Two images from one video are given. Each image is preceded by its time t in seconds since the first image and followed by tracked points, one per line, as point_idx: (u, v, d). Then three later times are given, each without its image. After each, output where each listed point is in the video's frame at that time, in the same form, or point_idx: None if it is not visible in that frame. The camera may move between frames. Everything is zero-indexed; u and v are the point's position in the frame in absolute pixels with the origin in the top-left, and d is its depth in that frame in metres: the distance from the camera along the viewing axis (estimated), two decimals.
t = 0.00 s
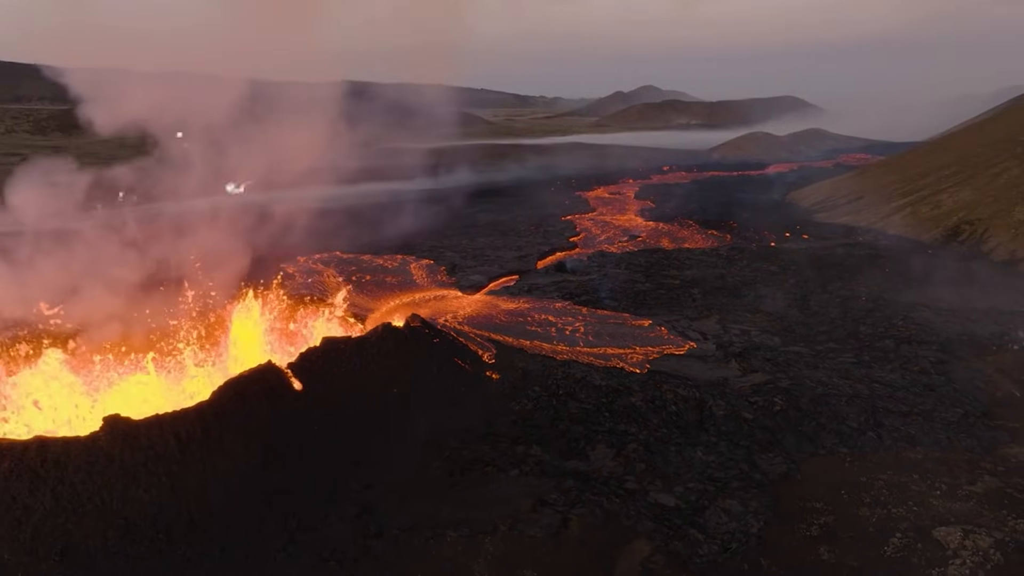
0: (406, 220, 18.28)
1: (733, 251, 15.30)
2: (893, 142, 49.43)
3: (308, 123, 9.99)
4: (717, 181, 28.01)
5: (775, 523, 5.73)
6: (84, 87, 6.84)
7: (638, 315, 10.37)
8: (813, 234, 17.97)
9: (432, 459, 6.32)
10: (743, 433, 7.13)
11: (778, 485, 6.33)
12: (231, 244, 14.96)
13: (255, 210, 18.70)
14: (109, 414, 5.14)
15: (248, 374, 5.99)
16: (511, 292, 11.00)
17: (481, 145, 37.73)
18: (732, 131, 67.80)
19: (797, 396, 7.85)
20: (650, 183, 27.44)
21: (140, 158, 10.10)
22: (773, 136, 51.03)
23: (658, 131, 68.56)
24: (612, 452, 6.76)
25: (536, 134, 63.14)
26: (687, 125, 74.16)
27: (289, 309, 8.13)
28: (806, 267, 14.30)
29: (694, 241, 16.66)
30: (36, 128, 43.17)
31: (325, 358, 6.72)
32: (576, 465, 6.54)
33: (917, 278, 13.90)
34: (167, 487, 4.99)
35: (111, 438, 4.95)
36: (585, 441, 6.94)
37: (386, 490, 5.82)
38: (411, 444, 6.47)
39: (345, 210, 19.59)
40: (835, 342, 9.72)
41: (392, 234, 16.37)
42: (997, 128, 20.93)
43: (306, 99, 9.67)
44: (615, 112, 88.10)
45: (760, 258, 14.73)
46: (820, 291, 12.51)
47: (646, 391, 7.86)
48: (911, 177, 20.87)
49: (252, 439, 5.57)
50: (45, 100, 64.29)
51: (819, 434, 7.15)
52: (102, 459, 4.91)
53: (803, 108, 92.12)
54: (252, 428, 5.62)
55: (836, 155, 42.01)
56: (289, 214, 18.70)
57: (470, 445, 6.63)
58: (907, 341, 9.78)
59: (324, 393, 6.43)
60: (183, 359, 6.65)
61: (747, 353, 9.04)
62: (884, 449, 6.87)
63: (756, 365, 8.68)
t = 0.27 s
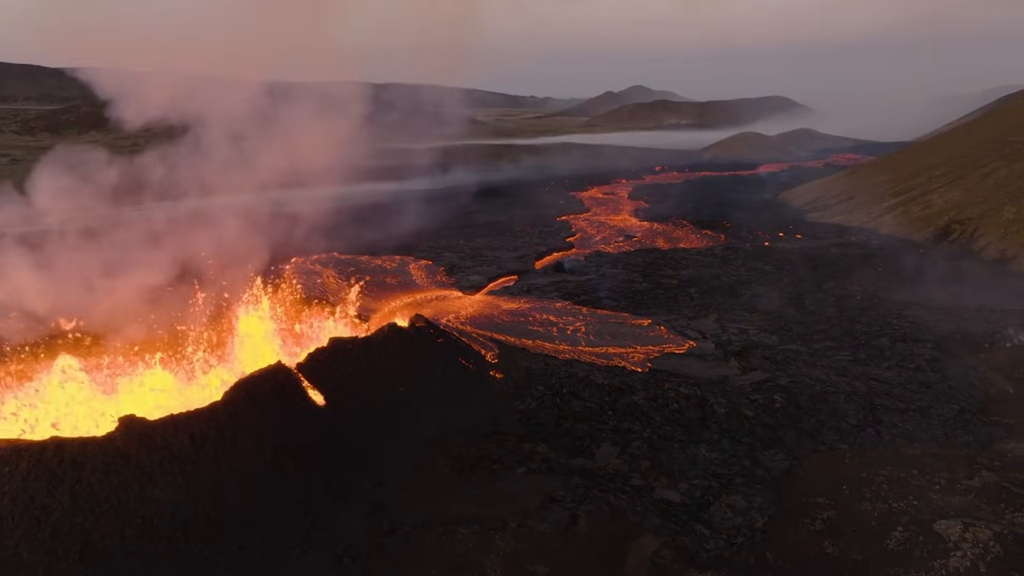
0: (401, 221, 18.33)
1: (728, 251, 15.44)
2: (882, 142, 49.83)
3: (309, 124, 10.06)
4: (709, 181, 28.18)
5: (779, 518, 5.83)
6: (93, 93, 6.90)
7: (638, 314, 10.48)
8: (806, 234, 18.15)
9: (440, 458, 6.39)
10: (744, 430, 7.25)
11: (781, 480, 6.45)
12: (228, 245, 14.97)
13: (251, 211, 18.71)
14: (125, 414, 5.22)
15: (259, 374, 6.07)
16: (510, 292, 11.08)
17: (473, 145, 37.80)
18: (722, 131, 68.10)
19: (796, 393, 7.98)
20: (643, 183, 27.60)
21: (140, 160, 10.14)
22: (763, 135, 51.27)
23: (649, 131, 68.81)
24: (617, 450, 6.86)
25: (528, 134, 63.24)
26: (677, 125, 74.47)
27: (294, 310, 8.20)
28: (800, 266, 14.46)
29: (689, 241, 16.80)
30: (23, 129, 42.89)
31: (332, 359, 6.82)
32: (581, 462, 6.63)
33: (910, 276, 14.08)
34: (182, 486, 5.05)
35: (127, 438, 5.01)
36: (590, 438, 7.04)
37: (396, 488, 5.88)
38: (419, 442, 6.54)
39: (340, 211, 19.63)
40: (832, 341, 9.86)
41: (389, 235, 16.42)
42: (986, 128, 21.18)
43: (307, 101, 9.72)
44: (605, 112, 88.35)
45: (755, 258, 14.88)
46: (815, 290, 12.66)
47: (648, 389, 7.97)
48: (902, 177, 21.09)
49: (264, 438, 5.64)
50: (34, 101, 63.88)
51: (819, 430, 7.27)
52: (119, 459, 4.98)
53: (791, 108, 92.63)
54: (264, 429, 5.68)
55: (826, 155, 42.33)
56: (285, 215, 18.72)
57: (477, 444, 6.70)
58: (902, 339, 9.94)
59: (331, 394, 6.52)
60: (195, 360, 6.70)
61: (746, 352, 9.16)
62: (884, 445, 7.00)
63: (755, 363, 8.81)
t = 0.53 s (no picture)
0: (396, 221, 18.39)
1: (722, 250, 15.61)
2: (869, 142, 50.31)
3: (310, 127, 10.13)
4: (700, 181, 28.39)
5: (783, 512, 5.97)
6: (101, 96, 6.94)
7: (637, 314, 10.60)
8: (798, 233, 18.35)
9: (450, 455, 6.48)
10: (746, 427, 7.39)
11: (784, 475, 6.58)
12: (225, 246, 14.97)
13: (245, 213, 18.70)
14: (143, 417, 5.41)
15: (271, 375, 6.26)
16: (510, 292, 11.19)
17: (464, 145, 37.83)
18: (710, 131, 68.44)
19: (795, 390, 8.13)
20: (635, 183, 27.76)
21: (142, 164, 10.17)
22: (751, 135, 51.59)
23: (638, 131, 69.06)
24: (623, 447, 6.97)
25: (517, 134, 63.33)
26: (666, 125, 74.78)
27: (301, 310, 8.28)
28: (794, 265, 14.64)
29: (683, 240, 16.95)
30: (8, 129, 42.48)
31: (339, 360, 6.98)
32: (589, 459, 6.74)
33: (901, 275, 14.29)
34: (200, 485, 5.16)
35: (146, 438, 5.19)
36: (595, 435, 7.15)
37: (408, 485, 5.96)
38: (429, 440, 6.62)
39: (335, 212, 19.65)
40: (828, 339, 10.02)
41: (385, 236, 16.47)
42: (973, 128, 21.47)
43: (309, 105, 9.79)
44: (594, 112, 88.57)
45: (749, 257, 15.05)
46: (809, 289, 12.84)
47: (650, 386, 8.09)
48: (891, 177, 21.35)
49: (278, 438, 5.76)
50: (19, 102, 63.32)
51: (819, 427, 7.42)
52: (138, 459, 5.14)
53: (778, 108, 93.24)
54: (278, 429, 5.83)
55: (814, 154, 42.69)
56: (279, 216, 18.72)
57: (485, 441, 6.80)
58: (897, 337, 10.12)
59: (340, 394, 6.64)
60: (206, 366, 6.84)
61: (745, 350, 9.30)
62: (883, 440, 7.16)
63: (754, 361, 8.95)
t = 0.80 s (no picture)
0: (393, 222, 18.44)
1: (719, 250, 15.74)
2: (860, 142, 50.62)
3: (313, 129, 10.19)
4: (693, 181, 28.55)
5: (788, 506, 6.09)
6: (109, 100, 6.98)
7: (637, 313, 10.71)
8: (792, 233, 18.52)
9: (459, 452, 6.55)
10: (748, 424, 7.51)
11: (787, 470, 6.70)
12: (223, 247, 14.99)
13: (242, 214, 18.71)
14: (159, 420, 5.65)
15: (282, 375, 6.48)
16: (511, 293, 11.27)
17: (457, 146, 37.87)
18: (702, 131, 68.71)
19: (795, 388, 8.26)
20: (629, 183, 27.89)
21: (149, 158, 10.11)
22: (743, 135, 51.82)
23: (629, 131, 69.24)
24: (628, 444, 7.07)
25: (509, 135, 63.43)
26: (657, 125, 75.03)
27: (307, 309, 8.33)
28: (790, 265, 14.79)
29: (679, 240, 17.07)
30: None
31: (346, 361, 7.17)
32: (595, 456, 6.83)
33: (896, 274, 14.46)
34: (216, 482, 5.30)
35: (162, 438, 5.42)
36: (601, 433, 7.25)
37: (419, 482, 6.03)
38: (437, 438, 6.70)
39: (331, 213, 19.68)
40: (826, 337, 10.16)
41: (383, 237, 16.52)
42: (965, 128, 21.68)
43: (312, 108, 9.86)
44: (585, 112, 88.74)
45: (745, 257, 15.19)
46: (806, 288, 12.98)
47: (653, 385, 8.20)
48: (884, 177, 21.53)
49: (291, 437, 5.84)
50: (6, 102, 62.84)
51: (820, 423, 7.54)
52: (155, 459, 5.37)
53: (768, 108, 93.70)
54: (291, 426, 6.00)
55: (806, 154, 42.96)
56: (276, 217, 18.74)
57: (493, 439, 6.88)
58: (893, 335, 10.26)
59: (349, 393, 6.72)
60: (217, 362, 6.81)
61: (745, 349, 9.43)
62: (883, 437, 7.29)
63: (754, 360, 9.08)
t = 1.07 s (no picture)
0: (389, 222, 18.50)
1: (714, 250, 15.90)
2: (848, 142, 51.09)
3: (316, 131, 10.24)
4: (685, 181, 28.74)
5: (793, 501, 6.22)
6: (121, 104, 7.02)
7: (637, 312, 10.83)
8: (785, 232, 18.71)
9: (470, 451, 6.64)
10: (751, 421, 7.64)
11: (791, 466, 6.83)
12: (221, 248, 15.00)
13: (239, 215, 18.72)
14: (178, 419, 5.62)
15: (296, 373, 6.45)
16: (512, 293, 11.37)
17: (448, 146, 37.92)
18: (691, 131, 69.07)
19: (796, 385, 8.40)
20: (622, 183, 28.06)
21: (159, 151, 10.10)
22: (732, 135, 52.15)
23: (619, 131, 69.50)
24: (635, 442, 7.18)
25: (500, 134, 63.55)
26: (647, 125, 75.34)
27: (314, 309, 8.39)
28: (784, 264, 14.97)
29: (674, 240, 17.22)
30: None
31: (358, 359, 7.15)
32: (604, 453, 6.94)
33: (888, 272, 14.67)
34: (237, 481, 5.33)
35: (182, 437, 5.40)
36: (607, 430, 7.35)
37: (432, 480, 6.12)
38: (448, 436, 6.78)
39: (327, 213, 19.72)
40: (823, 335, 10.32)
41: (380, 237, 16.57)
42: (953, 128, 21.98)
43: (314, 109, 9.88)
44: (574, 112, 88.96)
45: (740, 256, 15.36)
46: (801, 287, 13.16)
47: (657, 383, 8.32)
48: (874, 177, 21.79)
49: (307, 436, 5.91)
50: None
51: (822, 420, 7.68)
52: (175, 458, 5.34)
53: (756, 108, 94.32)
54: (307, 426, 6.00)
55: (795, 154, 43.32)
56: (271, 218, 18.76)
57: (503, 437, 6.97)
58: (889, 333, 10.44)
59: (361, 392, 6.77)
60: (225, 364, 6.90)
61: (745, 348, 9.57)
62: (883, 432, 7.44)
63: (754, 358, 9.22)
